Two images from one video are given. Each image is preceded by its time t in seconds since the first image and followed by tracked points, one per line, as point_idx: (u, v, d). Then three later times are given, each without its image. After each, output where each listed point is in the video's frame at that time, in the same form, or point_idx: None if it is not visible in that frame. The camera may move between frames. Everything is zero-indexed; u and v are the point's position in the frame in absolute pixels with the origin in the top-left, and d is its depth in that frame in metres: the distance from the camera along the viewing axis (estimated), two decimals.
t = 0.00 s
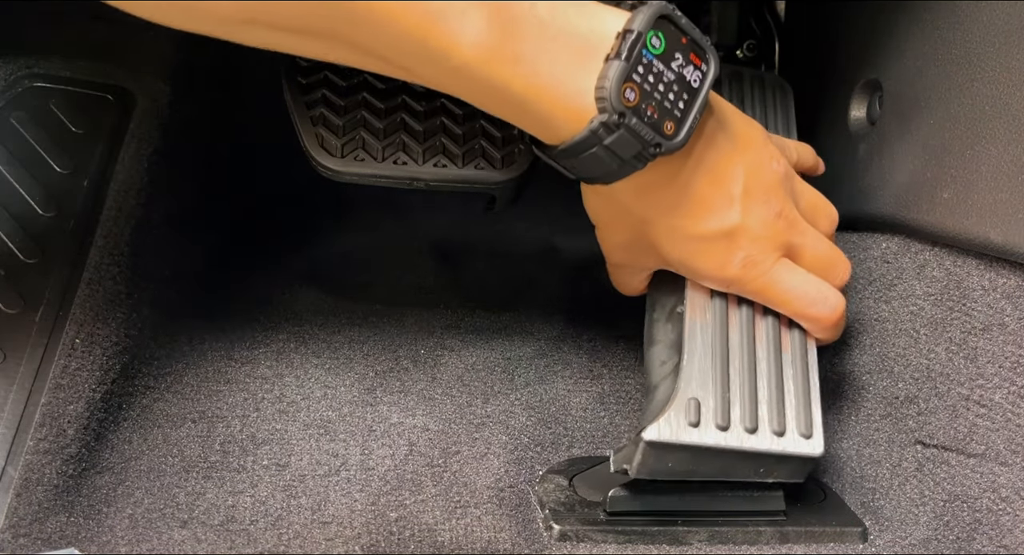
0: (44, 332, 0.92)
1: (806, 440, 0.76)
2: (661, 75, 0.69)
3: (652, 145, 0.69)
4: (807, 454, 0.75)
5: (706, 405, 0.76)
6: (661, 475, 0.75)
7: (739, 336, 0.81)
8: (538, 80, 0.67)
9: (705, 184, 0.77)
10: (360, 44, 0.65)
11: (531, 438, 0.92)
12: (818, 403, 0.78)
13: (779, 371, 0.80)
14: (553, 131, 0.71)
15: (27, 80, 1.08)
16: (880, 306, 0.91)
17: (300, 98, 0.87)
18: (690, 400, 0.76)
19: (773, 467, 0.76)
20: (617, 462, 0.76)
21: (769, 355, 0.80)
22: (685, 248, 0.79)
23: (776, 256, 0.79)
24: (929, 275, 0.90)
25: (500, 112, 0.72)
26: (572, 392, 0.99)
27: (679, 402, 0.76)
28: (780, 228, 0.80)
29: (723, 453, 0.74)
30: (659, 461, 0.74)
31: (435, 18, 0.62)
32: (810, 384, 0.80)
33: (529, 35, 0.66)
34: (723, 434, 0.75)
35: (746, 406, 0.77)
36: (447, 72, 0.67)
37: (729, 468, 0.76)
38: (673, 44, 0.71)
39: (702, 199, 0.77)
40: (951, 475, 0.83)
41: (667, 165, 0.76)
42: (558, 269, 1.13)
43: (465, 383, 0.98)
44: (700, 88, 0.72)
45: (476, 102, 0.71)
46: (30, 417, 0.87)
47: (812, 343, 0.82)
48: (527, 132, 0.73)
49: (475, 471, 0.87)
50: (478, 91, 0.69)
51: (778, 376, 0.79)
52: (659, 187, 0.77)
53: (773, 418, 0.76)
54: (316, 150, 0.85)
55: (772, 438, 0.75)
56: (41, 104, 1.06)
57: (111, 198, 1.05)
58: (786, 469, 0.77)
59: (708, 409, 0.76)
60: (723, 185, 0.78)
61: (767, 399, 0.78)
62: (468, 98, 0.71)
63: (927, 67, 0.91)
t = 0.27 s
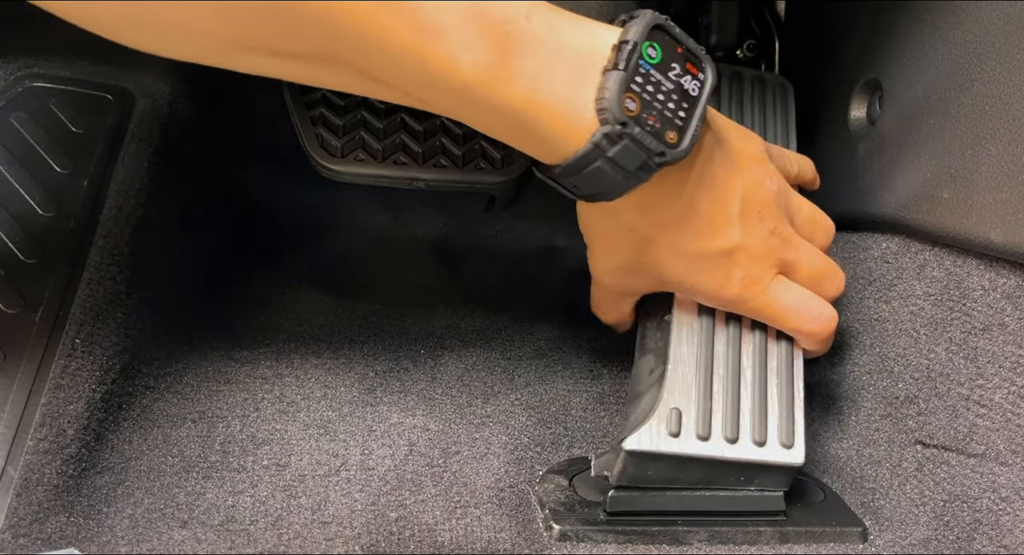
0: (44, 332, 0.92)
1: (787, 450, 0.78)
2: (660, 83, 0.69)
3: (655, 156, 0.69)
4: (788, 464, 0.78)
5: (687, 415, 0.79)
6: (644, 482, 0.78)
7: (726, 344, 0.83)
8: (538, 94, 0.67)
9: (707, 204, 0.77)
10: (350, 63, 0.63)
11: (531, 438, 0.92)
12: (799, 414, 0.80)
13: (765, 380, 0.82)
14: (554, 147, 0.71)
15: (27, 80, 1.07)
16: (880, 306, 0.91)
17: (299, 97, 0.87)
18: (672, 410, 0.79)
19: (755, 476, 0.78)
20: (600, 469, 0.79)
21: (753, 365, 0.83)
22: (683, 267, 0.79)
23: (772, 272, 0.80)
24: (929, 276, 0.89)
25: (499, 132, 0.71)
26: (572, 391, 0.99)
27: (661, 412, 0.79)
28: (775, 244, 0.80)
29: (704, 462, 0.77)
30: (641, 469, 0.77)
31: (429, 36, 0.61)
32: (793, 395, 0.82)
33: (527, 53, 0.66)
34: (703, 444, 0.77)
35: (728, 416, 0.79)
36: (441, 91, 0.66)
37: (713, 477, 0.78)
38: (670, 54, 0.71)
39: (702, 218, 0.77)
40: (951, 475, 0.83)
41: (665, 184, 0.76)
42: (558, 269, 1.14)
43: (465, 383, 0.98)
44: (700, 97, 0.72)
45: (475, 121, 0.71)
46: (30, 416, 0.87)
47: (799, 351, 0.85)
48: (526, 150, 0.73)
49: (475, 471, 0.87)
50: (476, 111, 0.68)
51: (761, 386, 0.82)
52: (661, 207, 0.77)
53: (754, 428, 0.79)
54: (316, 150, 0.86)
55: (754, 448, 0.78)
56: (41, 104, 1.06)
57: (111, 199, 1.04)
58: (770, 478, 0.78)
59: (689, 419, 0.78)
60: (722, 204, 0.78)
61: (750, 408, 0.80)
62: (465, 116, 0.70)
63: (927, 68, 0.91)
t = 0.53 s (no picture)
0: (44, 332, 0.92)
1: (784, 450, 0.78)
2: (650, 100, 0.69)
3: (648, 172, 0.70)
4: (785, 464, 0.78)
5: (682, 419, 0.79)
6: (640, 487, 0.78)
7: (722, 347, 0.83)
8: (531, 109, 0.68)
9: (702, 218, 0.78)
10: (341, 78, 0.64)
11: (531, 438, 0.92)
12: (797, 413, 0.80)
13: (762, 381, 0.82)
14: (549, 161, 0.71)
15: (28, 80, 1.06)
16: (881, 306, 0.91)
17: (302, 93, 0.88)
18: (666, 413, 0.79)
19: (751, 477, 0.78)
20: (594, 473, 0.80)
21: (751, 367, 0.82)
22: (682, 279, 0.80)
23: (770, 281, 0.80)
24: (929, 276, 0.89)
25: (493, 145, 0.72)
26: (572, 391, 0.99)
27: (655, 416, 0.79)
28: (772, 254, 0.81)
29: (701, 465, 0.77)
30: (635, 473, 0.77)
31: (420, 52, 0.62)
32: (790, 394, 0.82)
33: (520, 67, 0.67)
34: (699, 447, 0.77)
35: (724, 418, 0.79)
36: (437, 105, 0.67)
37: (708, 480, 0.78)
38: (661, 66, 0.71)
39: (697, 230, 0.78)
40: (951, 475, 0.83)
41: (662, 197, 0.76)
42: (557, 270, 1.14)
43: (465, 382, 0.98)
44: (693, 111, 0.72)
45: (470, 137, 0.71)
46: (30, 416, 0.87)
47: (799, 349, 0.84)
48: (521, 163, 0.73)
49: (475, 471, 0.87)
50: (471, 127, 0.69)
51: (758, 387, 0.81)
52: (659, 222, 0.77)
53: (750, 430, 0.79)
54: (316, 150, 0.86)
55: (750, 450, 0.78)
56: (41, 104, 1.05)
57: (111, 199, 1.04)
58: (767, 480, 0.78)
59: (683, 422, 0.78)
60: (717, 215, 0.78)
61: (747, 408, 0.80)
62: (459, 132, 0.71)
63: (928, 68, 0.91)
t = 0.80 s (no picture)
0: (43, 332, 0.92)
1: (779, 447, 0.78)
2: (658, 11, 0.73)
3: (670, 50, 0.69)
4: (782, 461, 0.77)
5: (676, 414, 0.78)
6: (632, 481, 0.77)
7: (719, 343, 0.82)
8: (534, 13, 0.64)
9: (721, 144, 0.74)
10: (323, 41, 0.65)
11: (531, 438, 0.92)
12: (795, 410, 0.79)
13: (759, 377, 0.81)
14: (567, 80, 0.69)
15: (28, 80, 1.07)
16: (880, 306, 0.91)
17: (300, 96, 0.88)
18: (660, 409, 0.78)
19: (747, 473, 0.78)
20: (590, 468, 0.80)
21: (748, 362, 0.81)
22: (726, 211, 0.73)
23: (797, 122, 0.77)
24: (929, 276, 0.89)
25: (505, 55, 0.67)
26: (572, 391, 0.99)
27: (649, 410, 0.78)
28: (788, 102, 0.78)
29: (695, 461, 0.77)
30: (630, 468, 0.77)
31: None
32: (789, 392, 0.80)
33: None
34: (693, 443, 0.77)
35: (719, 415, 0.78)
36: (428, 48, 0.67)
37: (703, 475, 0.78)
38: None
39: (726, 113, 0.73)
40: (951, 475, 0.83)
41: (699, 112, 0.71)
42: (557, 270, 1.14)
43: (465, 382, 0.98)
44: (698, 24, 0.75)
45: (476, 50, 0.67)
46: (31, 416, 0.87)
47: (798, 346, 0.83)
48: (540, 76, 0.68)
49: (475, 471, 0.87)
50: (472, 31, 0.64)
51: (755, 383, 0.80)
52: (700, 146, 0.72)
53: (745, 426, 0.78)
54: (315, 150, 0.85)
55: (744, 446, 0.77)
56: (41, 104, 1.05)
57: (111, 199, 1.04)
58: (762, 477, 0.78)
59: (678, 418, 0.78)
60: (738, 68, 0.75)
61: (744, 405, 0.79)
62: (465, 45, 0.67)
63: (927, 68, 0.91)
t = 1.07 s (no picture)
0: (43, 332, 0.92)
1: (778, 447, 0.77)
2: None
3: None
4: (779, 460, 0.77)
5: (675, 413, 0.78)
6: (631, 481, 0.77)
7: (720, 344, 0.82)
8: None
9: None
10: None
11: (531, 438, 0.92)
12: (794, 409, 0.79)
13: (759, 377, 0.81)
14: None
15: (29, 80, 1.07)
16: (880, 306, 0.92)
17: (299, 96, 0.87)
18: (660, 409, 0.78)
19: (746, 473, 0.77)
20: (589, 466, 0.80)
21: (747, 361, 0.81)
22: None
23: None
24: (929, 276, 0.90)
25: None
26: (572, 391, 0.99)
27: (649, 410, 0.78)
28: None
29: (693, 461, 0.77)
30: (629, 467, 0.77)
31: None
32: (788, 393, 0.80)
33: None
34: (691, 443, 0.76)
35: (718, 415, 0.78)
36: None
37: (702, 475, 0.77)
38: None
39: None
40: (951, 475, 0.83)
41: None
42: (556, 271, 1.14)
43: (465, 383, 0.98)
44: None
45: None
46: (31, 417, 0.86)
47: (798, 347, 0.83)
48: None
49: (475, 471, 0.87)
50: None
51: (754, 382, 0.80)
52: None
53: (744, 426, 0.78)
54: (315, 149, 0.85)
55: (744, 446, 0.77)
56: (42, 104, 1.05)
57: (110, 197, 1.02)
58: (760, 476, 0.78)
59: (677, 417, 0.78)
60: None
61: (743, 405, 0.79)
62: None
63: (927, 68, 0.90)
